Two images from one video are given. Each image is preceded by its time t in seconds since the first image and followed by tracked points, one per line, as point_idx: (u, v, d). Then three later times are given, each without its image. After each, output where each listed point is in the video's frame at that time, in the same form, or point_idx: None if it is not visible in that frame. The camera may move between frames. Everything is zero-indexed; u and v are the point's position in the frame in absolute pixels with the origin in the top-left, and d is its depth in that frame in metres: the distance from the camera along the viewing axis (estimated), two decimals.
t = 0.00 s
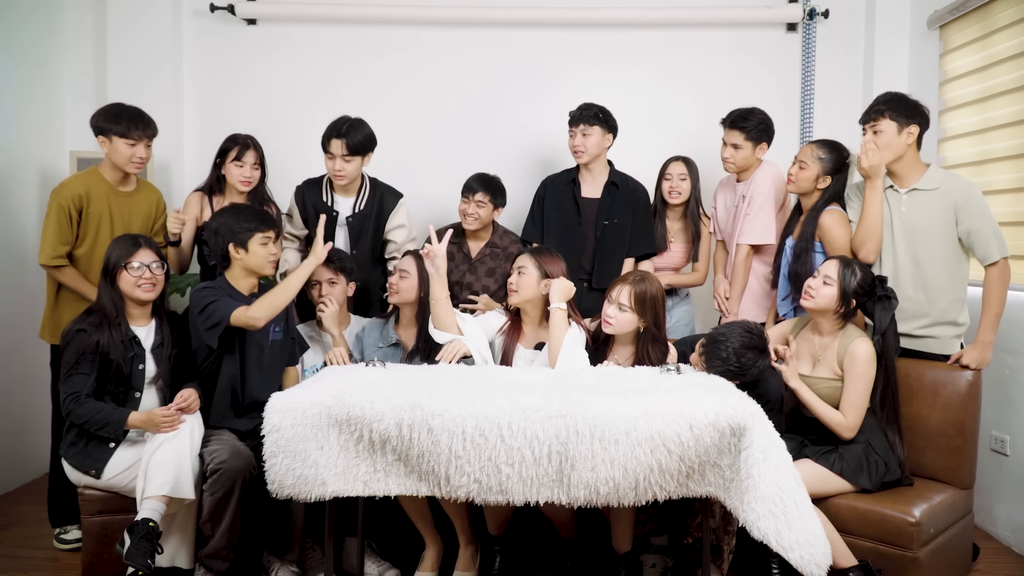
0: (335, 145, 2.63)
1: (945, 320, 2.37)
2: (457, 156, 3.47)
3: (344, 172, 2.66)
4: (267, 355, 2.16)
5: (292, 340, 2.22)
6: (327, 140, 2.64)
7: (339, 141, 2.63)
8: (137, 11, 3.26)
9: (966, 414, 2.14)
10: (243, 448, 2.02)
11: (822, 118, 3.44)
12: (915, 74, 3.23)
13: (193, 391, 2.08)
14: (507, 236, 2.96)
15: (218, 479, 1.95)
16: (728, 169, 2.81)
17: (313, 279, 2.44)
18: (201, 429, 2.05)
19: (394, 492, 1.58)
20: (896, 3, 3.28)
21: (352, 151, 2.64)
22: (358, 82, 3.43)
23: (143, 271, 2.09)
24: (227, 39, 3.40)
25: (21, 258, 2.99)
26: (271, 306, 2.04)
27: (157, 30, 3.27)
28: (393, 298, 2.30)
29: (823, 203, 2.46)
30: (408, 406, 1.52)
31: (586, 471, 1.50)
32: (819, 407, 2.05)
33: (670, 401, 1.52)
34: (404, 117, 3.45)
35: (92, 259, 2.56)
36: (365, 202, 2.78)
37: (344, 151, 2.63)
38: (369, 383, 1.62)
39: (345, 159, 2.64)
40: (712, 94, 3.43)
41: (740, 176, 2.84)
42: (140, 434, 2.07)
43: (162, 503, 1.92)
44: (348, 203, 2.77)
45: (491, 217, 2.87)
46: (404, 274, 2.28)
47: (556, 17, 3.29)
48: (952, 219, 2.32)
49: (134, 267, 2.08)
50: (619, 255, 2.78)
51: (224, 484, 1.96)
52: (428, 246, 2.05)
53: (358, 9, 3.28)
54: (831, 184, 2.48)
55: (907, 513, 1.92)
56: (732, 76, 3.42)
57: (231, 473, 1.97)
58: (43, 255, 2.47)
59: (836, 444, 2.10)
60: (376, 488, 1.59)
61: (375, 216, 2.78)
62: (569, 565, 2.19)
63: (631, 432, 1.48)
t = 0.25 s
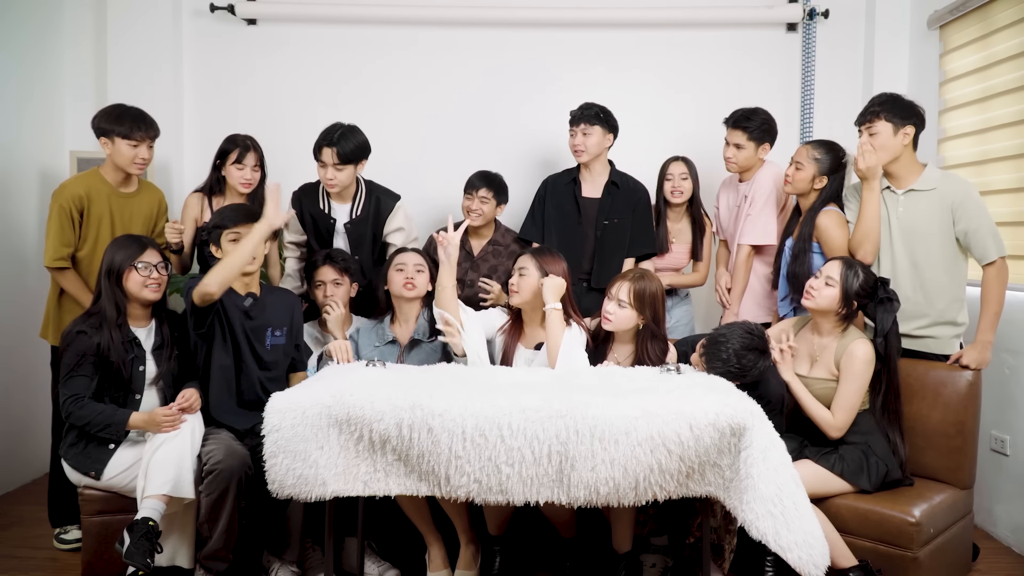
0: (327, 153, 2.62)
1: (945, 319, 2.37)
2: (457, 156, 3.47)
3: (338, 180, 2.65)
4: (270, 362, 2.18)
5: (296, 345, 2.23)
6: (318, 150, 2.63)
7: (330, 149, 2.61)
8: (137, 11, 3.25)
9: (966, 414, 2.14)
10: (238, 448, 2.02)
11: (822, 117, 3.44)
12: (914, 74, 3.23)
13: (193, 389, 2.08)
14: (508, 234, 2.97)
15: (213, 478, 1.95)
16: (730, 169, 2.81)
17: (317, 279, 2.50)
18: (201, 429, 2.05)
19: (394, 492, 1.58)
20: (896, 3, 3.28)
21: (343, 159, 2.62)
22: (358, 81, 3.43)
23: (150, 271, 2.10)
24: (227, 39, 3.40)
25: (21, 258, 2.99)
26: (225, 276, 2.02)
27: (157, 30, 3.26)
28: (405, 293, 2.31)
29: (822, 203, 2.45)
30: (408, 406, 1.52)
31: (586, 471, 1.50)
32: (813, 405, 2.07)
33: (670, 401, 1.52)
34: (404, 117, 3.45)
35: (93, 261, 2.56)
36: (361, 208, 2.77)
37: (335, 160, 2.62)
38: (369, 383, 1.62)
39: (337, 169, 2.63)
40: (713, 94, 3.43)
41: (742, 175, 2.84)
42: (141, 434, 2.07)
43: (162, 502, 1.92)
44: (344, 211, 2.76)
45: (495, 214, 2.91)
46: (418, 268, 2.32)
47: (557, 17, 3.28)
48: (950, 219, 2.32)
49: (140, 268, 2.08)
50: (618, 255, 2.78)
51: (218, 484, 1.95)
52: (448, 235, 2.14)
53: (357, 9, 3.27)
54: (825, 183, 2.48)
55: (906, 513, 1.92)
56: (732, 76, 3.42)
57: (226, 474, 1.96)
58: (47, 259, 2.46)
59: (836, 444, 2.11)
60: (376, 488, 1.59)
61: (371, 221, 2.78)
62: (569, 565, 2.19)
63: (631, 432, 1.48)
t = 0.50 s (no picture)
0: (324, 155, 2.62)
1: (945, 319, 2.37)
2: (457, 156, 3.47)
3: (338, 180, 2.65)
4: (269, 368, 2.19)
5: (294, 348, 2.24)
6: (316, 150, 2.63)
7: (328, 151, 2.61)
8: (137, 11, 3.25)
9: (967, 414, 2.14)
10: (236, 448, 2.02)
11: (822, 117, 3.44)
12: (914, 74, 3.23)
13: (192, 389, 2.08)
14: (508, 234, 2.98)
15: (212, 478, 1.94)
16: (733, 169, 2.81)
17: (317, 280, 2.51)
18: (200, 429, 2.05)
19: (394, 491, 1.58)
20: (896, 2, 3.27)
21: (342, 160, 2.62)
22: (358, 81, 3.43)
23: (150, 272, 2.10)
24: (227, 39, 3.40)
25: (21, 259, 2.99)
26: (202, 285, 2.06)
27: (157, 30, 3.26)
28: (396, 294, 2.33)
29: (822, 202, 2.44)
30: (408, 406, 1.52)
31: (586, 471, 1.50)
32: (812, 409, 2.06)
33: (671, 401, 1.52)
34: (404, 117, 3.45)
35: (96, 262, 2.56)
36: (360, 209, 2.77)
37: (334, 161, 2.61)
38: (369, 383, 1.62)
39: (335, 170, 2.63)
40: (713, 94, 3.43)
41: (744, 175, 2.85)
42: (141, 435, 2.07)
43: (162, 502, 1.92)
44: (342, 214, 2.76)
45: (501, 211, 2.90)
46: (408, 267, 2.35)
47: (557, 17, 3.28)
48: (950, 219, 2.32)
49: (141, 268, 2.08)
50: (618, 255, 2.78)
51: (218, 484, 1.95)
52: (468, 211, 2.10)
53: (357, 9, 3.27)
54: (825, 181, 2.47)
55: (907, 513, 1.92)
56: (732, 76, 3.42)
57: (225, 474, 1.95)
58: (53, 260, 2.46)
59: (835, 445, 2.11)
60: (376, 488, 1.59)
61: (371, 221, 2.78)
62: (569, 565, 2.19)
63: (631, 432, 1.48)
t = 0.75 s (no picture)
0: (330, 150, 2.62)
1: (945, 319, 2.38)
2: (457, 156, 3.47)
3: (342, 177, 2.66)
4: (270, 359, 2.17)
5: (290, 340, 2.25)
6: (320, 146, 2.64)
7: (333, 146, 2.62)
8: (137, 11, 3.25)
9: (966, 414, 2.14)
10: (235, 455, 2.02)
11: (822, 117, 3.44)
12: (914, 74, 3.23)
13: (186, 390, 2.07)
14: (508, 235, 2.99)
15: (208, 484, 1.94)
16: (737, 171, 2.81)
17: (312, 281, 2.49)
18: (198, 433, 2.05)
19: (394, 491, 1.58)
20: (896, 2, 3.27)
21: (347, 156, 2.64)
22: (358, 81, 3.43)
23: (146, 270, 2.09)
24: (227, 39, 3.40)
25: (21, 259, 2.99)
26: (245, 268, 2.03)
27: (157, 30, 3.26)
28: (395, 294, 2.33)
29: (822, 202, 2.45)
30: (408, 406, 1.51)
31: (586, 471, 1.50)
32: (808, 414, 2.04)
33: (671, 401, 1.52)
34: (404, 117, 3.45)
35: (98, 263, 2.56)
36: (357, 210, 2.77)
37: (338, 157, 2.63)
38: (369, 383, 1.62)
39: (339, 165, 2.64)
40: (713, 94, 3.43)
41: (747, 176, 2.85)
42: (138, 435, 2.07)
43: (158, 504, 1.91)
44: (340, 213, 2.76)
45: (508, 215, 2.90)
46: (408, 268, 2.35)
47: (557, 17, 3.28)
48: (950, 219, 2.32)
49: (137, 267, 2.08)
50: (618, 255, 2.78)
51: (215, 488, 1.95)
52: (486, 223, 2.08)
53: (357, 9, 3.27)
54: (824, 180, 2.47)
55: (906, 514, 1.92)
56: (732, 76, 3.42)
57: (221, 480, 1.95)
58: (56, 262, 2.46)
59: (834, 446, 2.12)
60: (376, 488, 1.59)
61: (368, 222, 2.78)
62: (569, 565, 2.19)
63: (631, 432, 1.48)
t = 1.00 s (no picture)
0: (330, 147, 2.64)
1: (945, 319, 2.38)
2: (457, 156, 3.47)
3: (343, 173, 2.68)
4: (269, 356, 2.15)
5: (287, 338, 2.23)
6: (321, 142, 2.64)
7: (334, 142, 2.64)
8: (136, 11, 3.25)
9: (966, 414, 2.14)
10: (233, 455, 2.01)
11: (822, 117, 3.44)
12: (914, 74, 3.23)
13: (185, 392, 2.07)
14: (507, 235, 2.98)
15: (206, 483, 1.94)
16: (739, 172, 2.81)
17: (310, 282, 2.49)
18: (198, 433, 2.05)
19: (394, 491, 1.58)
20: (896, 2, 3.27)
21: (348, 153, 2.66)
22: (358, 81, 3.43)
23: (145, 269, 2.10)
24: (227, 39, 3.40)
25: (21, 259, 2.99)
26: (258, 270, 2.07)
27: (157, 30, 3.26)
28: (394, 294, 2.33)
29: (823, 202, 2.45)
30: (408, 406, 1.51)
31: (586, 471, 1.50)
32: (801, 416, 2.07)
33: (671, 401, 1.52)
34: (404, 117, 3.45)
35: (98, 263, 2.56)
36: (354, 210, 2.77)
37: (340, 153, 2.65)
38: (369, 383, 1.62)
39: (340, 162, 2.65)
40: (713, 94, 3.44)
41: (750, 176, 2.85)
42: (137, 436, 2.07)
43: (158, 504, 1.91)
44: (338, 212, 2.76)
45: (507, 217, 2.92)
46: (408, 269, 2.35)
47: (556, 17, 3.28)
48: (951, 219, 2.32)
49: (136, 266, 2.08)
50: (617, 255, 2.78)
51: (214, 487, 1.95)
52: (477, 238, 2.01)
53: (357, 9, 3.27)
54: (824, 181, 2.47)
55: (906, 513, 1.92)
56: (732, 76, 3.42)
57: (219, 480, 1.95)
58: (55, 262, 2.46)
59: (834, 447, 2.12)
60: (376, 488, 1.59)
61: (366, 222, 2.77)
62: (569, 565, 2.19)
63: (631, 432, 1.48)
